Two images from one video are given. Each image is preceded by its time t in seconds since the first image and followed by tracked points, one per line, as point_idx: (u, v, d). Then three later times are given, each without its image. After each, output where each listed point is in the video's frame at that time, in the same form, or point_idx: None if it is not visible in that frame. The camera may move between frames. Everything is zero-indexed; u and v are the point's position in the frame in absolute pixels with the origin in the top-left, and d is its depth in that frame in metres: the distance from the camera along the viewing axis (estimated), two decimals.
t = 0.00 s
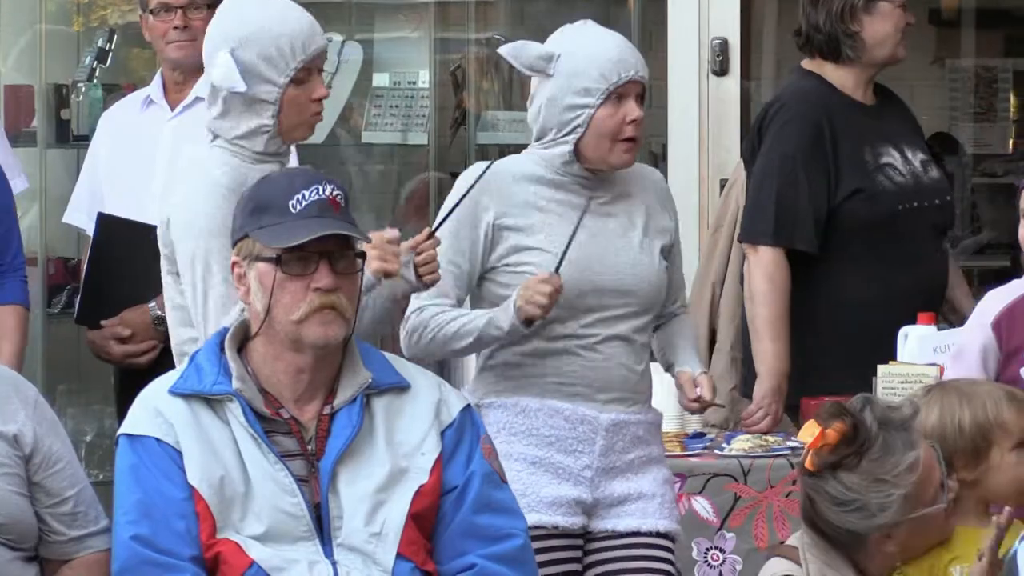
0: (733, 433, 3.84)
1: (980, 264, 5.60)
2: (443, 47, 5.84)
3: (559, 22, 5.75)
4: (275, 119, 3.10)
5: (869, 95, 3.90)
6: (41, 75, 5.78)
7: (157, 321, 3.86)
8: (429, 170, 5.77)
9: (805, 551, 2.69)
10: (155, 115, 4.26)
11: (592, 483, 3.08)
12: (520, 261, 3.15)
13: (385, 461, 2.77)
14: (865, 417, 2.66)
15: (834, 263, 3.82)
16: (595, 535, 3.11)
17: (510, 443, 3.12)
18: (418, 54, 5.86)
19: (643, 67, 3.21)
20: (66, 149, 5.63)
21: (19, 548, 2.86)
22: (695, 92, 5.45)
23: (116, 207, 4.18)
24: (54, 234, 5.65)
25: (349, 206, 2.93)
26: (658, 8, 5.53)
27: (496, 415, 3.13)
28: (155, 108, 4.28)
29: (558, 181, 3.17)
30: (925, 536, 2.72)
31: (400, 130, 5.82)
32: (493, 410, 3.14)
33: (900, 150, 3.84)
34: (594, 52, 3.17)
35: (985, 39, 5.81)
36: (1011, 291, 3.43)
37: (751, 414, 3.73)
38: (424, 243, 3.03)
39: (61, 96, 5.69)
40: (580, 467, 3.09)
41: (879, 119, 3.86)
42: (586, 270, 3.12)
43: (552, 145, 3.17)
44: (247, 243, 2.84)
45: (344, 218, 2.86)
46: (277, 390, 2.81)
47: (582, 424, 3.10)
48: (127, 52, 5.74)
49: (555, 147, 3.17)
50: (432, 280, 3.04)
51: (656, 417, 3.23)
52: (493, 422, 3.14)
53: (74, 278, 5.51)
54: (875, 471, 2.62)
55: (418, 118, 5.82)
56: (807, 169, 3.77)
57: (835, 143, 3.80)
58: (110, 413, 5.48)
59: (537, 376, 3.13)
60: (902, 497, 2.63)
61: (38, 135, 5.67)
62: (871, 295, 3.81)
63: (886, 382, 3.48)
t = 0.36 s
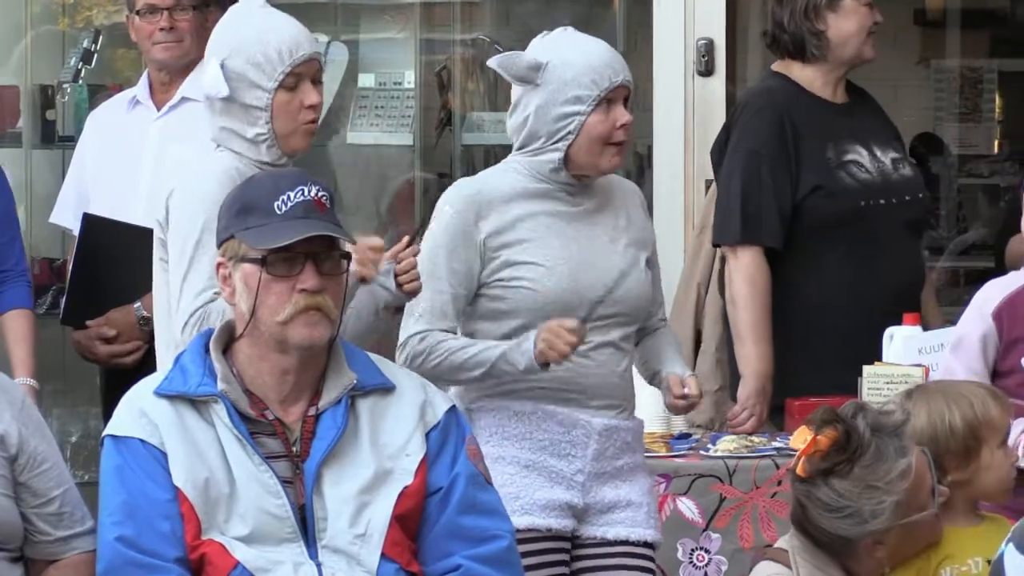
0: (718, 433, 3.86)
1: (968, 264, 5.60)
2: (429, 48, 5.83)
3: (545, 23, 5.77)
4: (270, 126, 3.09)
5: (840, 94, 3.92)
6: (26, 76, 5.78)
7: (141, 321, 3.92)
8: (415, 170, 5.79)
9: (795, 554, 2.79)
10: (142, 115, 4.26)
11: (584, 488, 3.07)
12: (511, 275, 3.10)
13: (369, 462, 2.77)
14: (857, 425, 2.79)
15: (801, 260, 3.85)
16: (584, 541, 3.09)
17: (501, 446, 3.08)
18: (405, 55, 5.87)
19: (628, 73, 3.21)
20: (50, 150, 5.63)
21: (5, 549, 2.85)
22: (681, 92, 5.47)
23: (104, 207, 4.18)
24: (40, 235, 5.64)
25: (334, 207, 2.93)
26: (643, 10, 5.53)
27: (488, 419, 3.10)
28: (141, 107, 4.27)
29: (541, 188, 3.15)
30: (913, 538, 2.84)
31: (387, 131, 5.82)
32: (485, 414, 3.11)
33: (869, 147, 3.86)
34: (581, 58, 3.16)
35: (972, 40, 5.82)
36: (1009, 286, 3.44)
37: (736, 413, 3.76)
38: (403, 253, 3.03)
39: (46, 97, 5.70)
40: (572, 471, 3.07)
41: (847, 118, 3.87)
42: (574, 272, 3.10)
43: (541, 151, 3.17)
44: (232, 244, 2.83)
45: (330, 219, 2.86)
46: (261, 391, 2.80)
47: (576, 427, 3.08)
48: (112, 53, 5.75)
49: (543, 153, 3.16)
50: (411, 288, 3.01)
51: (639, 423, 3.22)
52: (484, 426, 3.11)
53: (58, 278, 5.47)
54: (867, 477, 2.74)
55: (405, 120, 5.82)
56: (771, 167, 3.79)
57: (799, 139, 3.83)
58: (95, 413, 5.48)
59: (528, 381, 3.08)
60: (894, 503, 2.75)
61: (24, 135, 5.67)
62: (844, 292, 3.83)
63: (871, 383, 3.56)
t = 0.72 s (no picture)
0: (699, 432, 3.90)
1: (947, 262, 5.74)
2: (410, 46, 5.85)
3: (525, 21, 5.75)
4: (255, 100, 3.19)
5: (812, 91, 3.94)
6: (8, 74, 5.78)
7: (123, 318, 3.86)
8: (396, 168, 5.83)
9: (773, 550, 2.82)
10: (123, 113, 4.26)
11: (567, 485, 3.05)
12: (494, 261, 3.12)
13: (350, 460, 2.77)
14: (831, 413, 2.83)
15: (769, 256, 3.85)
16: (569, 539, 3.07)
17: (484, 444, 3.08)
18: (386, 53, 5.87)
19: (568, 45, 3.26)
20: (32, 147, 5.67)
21: None
22: (662, 89, 5.43)
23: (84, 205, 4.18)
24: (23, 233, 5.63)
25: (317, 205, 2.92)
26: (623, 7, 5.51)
27: (469, 418, 3.10)
28: (123, 105, 4.27)
29: (520, 179, 3.18)
30: (886, 538, 2.84)
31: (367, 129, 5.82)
32: (466, 413, 3.10)
33: (840, 145, 3.87)
34: (516, 39, 3.22)
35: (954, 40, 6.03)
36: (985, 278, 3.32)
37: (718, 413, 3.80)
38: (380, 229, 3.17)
39: (27, 95, 5.70)
40: (556, 469, 3.05)
41: (815, 115, 3.88)
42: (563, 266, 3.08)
43: (496, 153, 3.20)
44: (215, 242, 2.83)
45: (314, 217, 2.86)
46: (244, 389, 2.81)
47: (558, 425, 3.05)
48: (93, 51, 5.73)
49: (500, 153, 3.20)
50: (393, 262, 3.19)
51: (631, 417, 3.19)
52: (466, 425, 3.11)
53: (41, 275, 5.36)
54: (836, 466, 2.78)
55: (386, 118, 5.83)
56: (741, 163, 3.80)
57: (768, 136, 3.84)
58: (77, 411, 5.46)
59: (515, 378, 3.08)
60: (863, 493, 2.76)
61: (5, 133, 5.68)
62: (815, 291, 3.83)
63: (854, 380, 3.60)
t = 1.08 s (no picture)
0: (624, 428, 3.97)
1: (873, 258, 5.35)
2: (336, 43, 5.85)
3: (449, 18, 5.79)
4: (185, 110, 3.22)
5: (733, 88, 3.97)
6: None
7: (46, 316, 3.90)
8: (321, 165, 5.78)
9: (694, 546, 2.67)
10: (48, 110, 4.23)
11: (494, 485, 3.06)
12: (424, 258, 3.13)
13: (275, 457, 2.77)
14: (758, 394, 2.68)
15: (690, 252, 3.88)
16: (496, 540, 3.09)
17: (411, 443, 3.10)
18: (312, 50, 5.86)
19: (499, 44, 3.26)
20: None
21: None
22: (588, 89, 5.43)
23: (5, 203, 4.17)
24: None
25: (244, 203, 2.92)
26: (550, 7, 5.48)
27: (396, 416, 3.11)
28: (49, 103, 4.24)
29: (453, 179, 3.19)
30: (787, 534, 2.64)
31: (295, 126, 5.82)
32: (394, 412, 3.12)
33: (762, 143, 3.91)
34: (446, 38, 3.22)
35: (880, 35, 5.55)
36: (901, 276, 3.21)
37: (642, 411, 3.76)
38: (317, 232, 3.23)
39: None
40: (482, 468, 3.07)
41: (738, 112, 3.91)
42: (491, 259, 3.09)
43: (427, 152, 3.20)
44: (141, 239, 2.83)
45: (240, 214, 2.86)
46: (169, 386, 2.80)
47: (484, 424, 3.07)
48: (20, 48, 5.76)
49: (432, 152, 3.20)
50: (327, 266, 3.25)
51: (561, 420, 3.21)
52: (393, 424, 3.12)
53: None
54: (740, 444, 2.64)
55: (313, 114, 5.81)
56: (663, 159, 3.82)
57: (691, 133, 3.86)
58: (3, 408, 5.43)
59: (443, 377, 3.10)
60: (757, 475, 2.61)
61: None
62: (735, 287, 3.87)
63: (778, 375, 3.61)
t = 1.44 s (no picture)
0: (520, 429, 4.07)
1: (764, 259, 5.34)
2: (229, 44, 5.96)
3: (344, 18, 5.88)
4: (107, 107, 3.12)
5: (623, 89, 4.04)
6: None
7: None
8: (215, 166, 5.93)
9: (579, 550, 2.66)
10: None
11: (395, 479, 3.07)
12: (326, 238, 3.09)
13: (169, 458, 2.64)
14: (629, 388, 2.70)
15: (584, 251, 3.91)
16: (396, 532, 3.10)
17: (313, 439, 3.08)
18: (205, 51, 5.96)
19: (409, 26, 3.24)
20: None
21: None
22: (483, 90, 5.51)
23: None
24: None
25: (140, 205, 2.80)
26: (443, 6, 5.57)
27: (298, 411, 3.09)
28: None
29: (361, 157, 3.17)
30: (677, 525, 2.66)
31: (187, 126, 5.95)
32: (296, 406, 3.10)
33: (652, 142, 3.97)
34: (356, 20, 3.20)
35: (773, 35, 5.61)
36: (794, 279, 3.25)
37: (537, 412, 3.92)
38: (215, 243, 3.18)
39: None
40: (384, 463, 3.06)
41: (629, 112, 3.97)
42: (393, 246, 3.09)
43: (336, 132, 3.18)
44: (36, 240, 2.68)
45: (137, 216, 2.73)
46: (62, 388, 2.66)
47: (385, 420, 3.07)
48: None
49: (341, 133, 3.18)
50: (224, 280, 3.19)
51: (464, 406, 3.21)
52: (295, 419, 3.10)
53: None
54: (622, 440, 2.65)
55: (206, 115, 5.95)
56: (554, 161, 3.86)
57: (582, 134, 3.91)
58: None
59: (342, 373, 3.10)
60: (644, 467, 2.63)
61: None
62: (628, 288, 3.91)
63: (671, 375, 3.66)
